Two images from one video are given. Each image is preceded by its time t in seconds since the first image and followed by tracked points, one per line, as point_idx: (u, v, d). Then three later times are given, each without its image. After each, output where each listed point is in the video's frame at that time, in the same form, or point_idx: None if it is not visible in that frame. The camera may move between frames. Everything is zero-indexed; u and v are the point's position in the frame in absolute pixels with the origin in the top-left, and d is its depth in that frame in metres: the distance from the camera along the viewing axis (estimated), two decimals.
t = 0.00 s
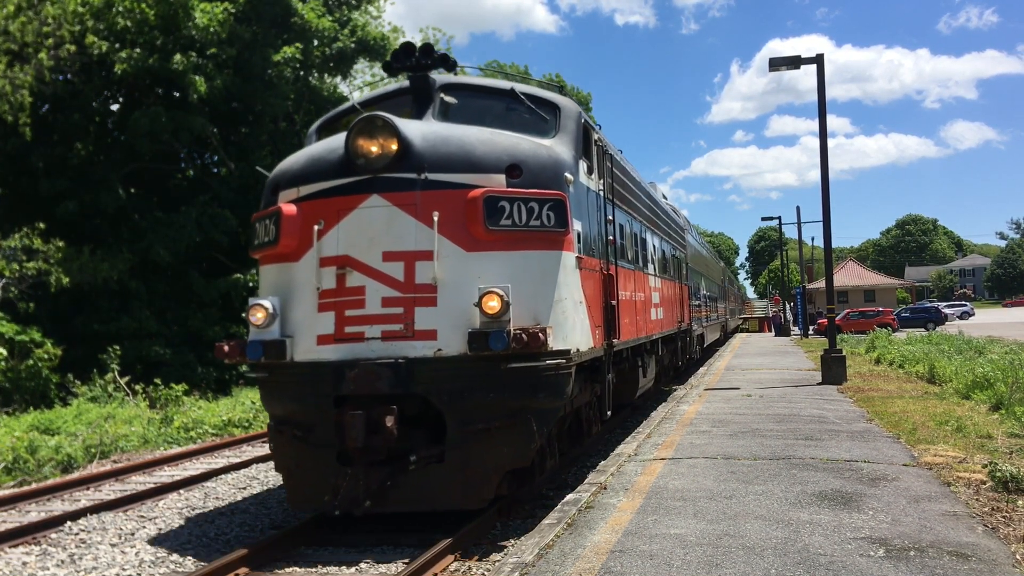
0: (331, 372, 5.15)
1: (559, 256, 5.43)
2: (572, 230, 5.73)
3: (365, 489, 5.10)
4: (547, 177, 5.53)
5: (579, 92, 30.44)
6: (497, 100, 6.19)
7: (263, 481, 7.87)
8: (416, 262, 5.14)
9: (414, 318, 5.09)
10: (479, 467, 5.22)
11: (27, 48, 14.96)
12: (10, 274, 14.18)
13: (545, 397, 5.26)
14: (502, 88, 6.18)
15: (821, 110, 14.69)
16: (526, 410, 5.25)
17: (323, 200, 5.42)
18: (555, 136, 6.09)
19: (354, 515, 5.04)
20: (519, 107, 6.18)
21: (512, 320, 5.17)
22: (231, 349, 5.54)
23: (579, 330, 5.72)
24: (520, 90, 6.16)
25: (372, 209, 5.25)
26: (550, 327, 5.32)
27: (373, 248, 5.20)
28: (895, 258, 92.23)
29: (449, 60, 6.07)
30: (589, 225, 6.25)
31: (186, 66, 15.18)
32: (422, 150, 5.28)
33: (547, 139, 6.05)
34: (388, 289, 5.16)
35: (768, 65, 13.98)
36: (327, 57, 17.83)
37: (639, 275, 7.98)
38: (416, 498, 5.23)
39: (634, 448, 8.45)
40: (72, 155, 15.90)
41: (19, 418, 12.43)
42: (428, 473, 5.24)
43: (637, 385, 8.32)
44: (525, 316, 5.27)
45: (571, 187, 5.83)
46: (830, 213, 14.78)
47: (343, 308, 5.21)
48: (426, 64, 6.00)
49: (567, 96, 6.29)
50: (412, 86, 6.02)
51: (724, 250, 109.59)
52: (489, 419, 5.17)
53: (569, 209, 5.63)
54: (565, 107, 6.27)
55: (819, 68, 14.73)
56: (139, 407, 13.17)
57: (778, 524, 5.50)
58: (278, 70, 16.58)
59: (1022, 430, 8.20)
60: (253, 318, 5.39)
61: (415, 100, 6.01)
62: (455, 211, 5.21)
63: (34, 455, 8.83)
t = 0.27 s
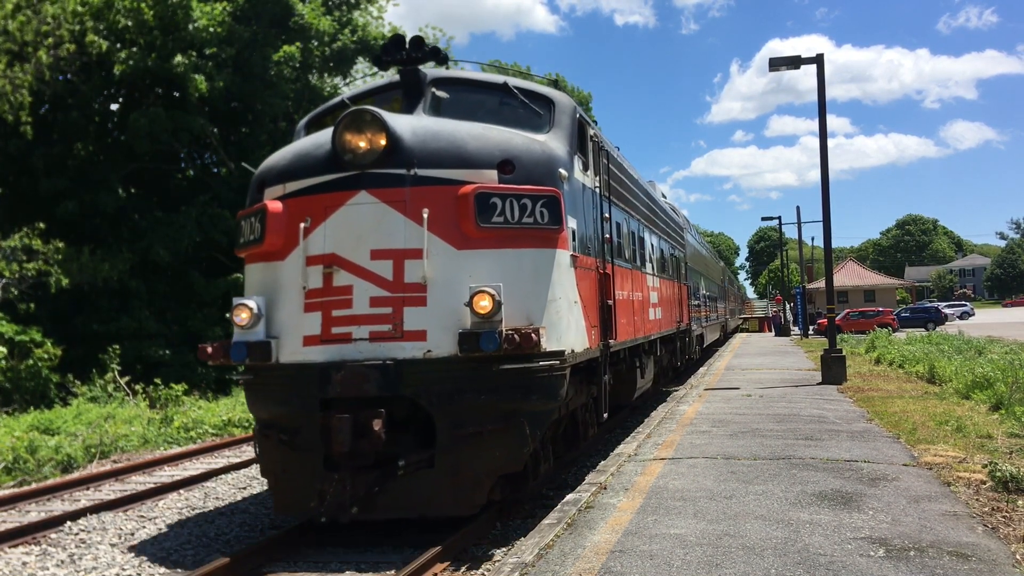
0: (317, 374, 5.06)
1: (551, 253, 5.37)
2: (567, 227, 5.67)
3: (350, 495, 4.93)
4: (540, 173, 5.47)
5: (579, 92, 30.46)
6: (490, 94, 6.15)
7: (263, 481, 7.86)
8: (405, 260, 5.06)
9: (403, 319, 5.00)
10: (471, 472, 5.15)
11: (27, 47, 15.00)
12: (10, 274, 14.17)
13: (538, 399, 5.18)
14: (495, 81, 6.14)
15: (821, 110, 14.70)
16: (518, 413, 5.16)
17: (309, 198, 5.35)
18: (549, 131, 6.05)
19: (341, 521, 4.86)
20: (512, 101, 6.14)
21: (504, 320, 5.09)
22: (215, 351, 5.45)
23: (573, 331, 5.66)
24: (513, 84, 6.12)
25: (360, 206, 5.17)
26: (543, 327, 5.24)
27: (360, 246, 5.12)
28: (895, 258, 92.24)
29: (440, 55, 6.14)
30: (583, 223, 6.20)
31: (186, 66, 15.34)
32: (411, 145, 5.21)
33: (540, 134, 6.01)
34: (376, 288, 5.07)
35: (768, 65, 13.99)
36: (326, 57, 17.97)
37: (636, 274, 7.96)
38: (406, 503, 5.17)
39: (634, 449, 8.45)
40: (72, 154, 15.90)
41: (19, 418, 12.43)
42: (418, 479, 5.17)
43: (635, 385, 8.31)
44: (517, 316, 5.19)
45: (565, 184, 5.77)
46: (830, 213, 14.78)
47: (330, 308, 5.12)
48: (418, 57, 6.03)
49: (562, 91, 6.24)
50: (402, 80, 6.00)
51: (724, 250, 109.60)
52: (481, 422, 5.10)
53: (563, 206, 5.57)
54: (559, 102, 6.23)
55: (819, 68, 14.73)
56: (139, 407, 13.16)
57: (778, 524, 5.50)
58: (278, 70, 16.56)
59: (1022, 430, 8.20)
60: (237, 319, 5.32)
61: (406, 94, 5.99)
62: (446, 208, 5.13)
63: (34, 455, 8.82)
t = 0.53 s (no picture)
0: (303, 376, 4.93)
1: (544, 251, 5.24)
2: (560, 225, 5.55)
3: (337, 502, 4.93)
4: (535, 169, 5.30)
5: (580, 91, 30.48)
6: (483, 88, 6.06)
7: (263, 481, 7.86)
8: (393, 258, 4.92)
9: (391, 319, 4.87)
10: (462, 474, 5.01)
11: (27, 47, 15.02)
12: (11, 274, 14.17)
13: (531, 402, 5.03)
14: (488, 75, 6.05)
15: (822, 110, 14.70)
16: (510, 416, 5.02)
17: (294, 194, 5.23)
18: (543, 126, 5.92)
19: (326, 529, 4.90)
20: (505, 95, 6.05)
21: (495, 321, 4.97)
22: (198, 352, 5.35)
23: (567, 331, 5.53)
24: (507, 78, 6.02)
25: (346, 202, 5.04)
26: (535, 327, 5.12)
27: (347, 244, 4.99)
28: (895, 258, 92.26)
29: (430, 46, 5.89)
30: (577, 221, 6.08)
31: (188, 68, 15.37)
32: (400, 139, 5.07)
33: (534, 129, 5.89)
34: (363, 288, 4.93)
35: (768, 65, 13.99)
36: (326, 57, 17.93)
37: (633, 274, 7.92)
38: (394, 511, 5.02)
39: (634, 449, 8.45)
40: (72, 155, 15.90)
41: (19, 418, 12.43)
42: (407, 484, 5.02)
43: (633, 386, 8.30)
44: (509, 315, 5.06)
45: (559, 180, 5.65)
46: (830, 213, 14.79)
47: (316, 308, 4.99)
48: (408, 50, 5.81)
49: (556, 85, 6.13)
50: (393, 73, 5.86)
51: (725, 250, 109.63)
52: (472, 426, 4.96)
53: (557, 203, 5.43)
54: (554, 96, 6.12)
55: (819, 67, 14.73)
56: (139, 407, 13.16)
57: (778, 524, 5.49)
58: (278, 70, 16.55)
59: (1022, 430, 8.19)
60: (221, 319, 5.24)
61: (396, 88, 5.85)
62: (435, 205, 4.99)
63: (34, 454, 8.82)
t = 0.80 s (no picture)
0: (286, 378, 4.77)
1: (536, 249, 5.10)
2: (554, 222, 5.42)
3: (320, 509, 4.74)
4: (526, 165, 5.24)
5: (581, 91, 30.49)
6: (474, 82, 5.93)
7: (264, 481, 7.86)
8: (380, 256, 4.76)
9: (378, 320, 4.71)
10: (450, 483, 4.85)
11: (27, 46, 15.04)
12: (10, 274, 14.16)
13: (523, 405, 4.88)
14: (479, 69, 5.93)
15: (822, 110, 14.70)
16: (502, 419, 4.88)
17: (278, 189, 5.06)
18: (536, 120, 5.82)
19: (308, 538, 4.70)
20: (497, 89, 5.91)
21: (485, 321, 4.79)
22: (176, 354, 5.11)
23: (560, 331, 5.41)
24: (498, 71, 5.90)
25: (332, 198, 4.88)
26: (527, 327, 4.98)
27: (332, 241, 4.83)
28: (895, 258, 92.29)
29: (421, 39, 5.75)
30: (570, 218, 5.98)
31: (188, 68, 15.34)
32: (387, 133, 4.91)
33: (527, 124, 5.78)
34: (349, 287, 4.77)
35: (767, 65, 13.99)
36: (326, 57, 17.93)
37: (630, 272, 7.89)
38: (379, 518, 4.85)
39: (634, 449, 8.45)
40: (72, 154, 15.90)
41: (19, 418, 12.41)
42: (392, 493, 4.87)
43: (630, 388, 8.31)
44: (499, 315, 4.93)
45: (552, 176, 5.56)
46: (830, 213, 14.79)
47: (300, 308, 4.83)
48: (397, 42, 5.65)
49: (549, 78, 6.04)
50: (381, 66, 5.71)
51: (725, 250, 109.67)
52: (461, 430, 4.82)
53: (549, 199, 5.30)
54: (547, 89, 6.02)
55: (818, 67, 14.73)
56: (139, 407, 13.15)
57: (779, 524, 5.49)
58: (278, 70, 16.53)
59: (1022, 430, 8.18)
60: (200, 319, 5.01)
61: (385, 82, 5.70)
62: (423, 201, 4.84)
63: (34, 454, 8.82)
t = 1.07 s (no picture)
0: (269, 379, 4.65)
1: (528, 247, 4.99)
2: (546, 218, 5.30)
3: (302, 517, 4.61)
4: (518, 157, 5.06)
5: (581, 91, 30.49)
6: (465, 74, 5.75)
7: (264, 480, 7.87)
8: (366, 254, 4.65)
9: (363, 319, 4.59)
10: (439, 489, 4.68)
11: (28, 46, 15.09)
12: (11, 273, 14.16)
13: (514, 408, 4.78)
14: (471, 60, 5.77)
15: (822, 110, 14.70)
16: (491, 422, 4.77)
17: (260, 185, 4.93)
18: (529, 114, 5.69)
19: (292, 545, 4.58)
20: (489, 81, 5.78)
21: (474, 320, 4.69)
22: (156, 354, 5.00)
23: (553, 331, 5.29)
24: (490, 62, 5.77)
25: (316, 193, 4.76)
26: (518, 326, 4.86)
27: (316, 238, 4.71)
28: (896, 257, 92.28)
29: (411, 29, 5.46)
30: (564, 215, 5.87)
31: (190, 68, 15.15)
32: (374, 126, 4.78)
33: (519, 117, 5.65)
34: (333, 286, 4.64)
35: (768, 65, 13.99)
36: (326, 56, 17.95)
37: (626, 270, 7.85)
38: (365, 526, 4.66)
39: (634, 448, 8.43)
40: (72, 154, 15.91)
41: (20, 417, 12.40)
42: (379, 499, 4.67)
43: (628, 388, 8.31)
44: (489, 314, 4.80)
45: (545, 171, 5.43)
46: (830, 213, 14.79)
47: (283, 307, 4.71)
48: (385, 33, 5.40)
49: (543, 70, 5.91)
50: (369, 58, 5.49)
51: (725, 250, 109.68)
52: (450, 433, 4.68)
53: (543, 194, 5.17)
54: (540, 81, 5.89)
55: (819, 67, 14.73)
56: (139, 407, 13.14)
57: (779, 524, 5.50)
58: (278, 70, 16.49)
59: (1022, 430, 8.18)
60: (181, 319, 4.92)
61: (374, 74, 5.49)
62: (410, 196, 4.71)
63: (34, 454, 8.83)
